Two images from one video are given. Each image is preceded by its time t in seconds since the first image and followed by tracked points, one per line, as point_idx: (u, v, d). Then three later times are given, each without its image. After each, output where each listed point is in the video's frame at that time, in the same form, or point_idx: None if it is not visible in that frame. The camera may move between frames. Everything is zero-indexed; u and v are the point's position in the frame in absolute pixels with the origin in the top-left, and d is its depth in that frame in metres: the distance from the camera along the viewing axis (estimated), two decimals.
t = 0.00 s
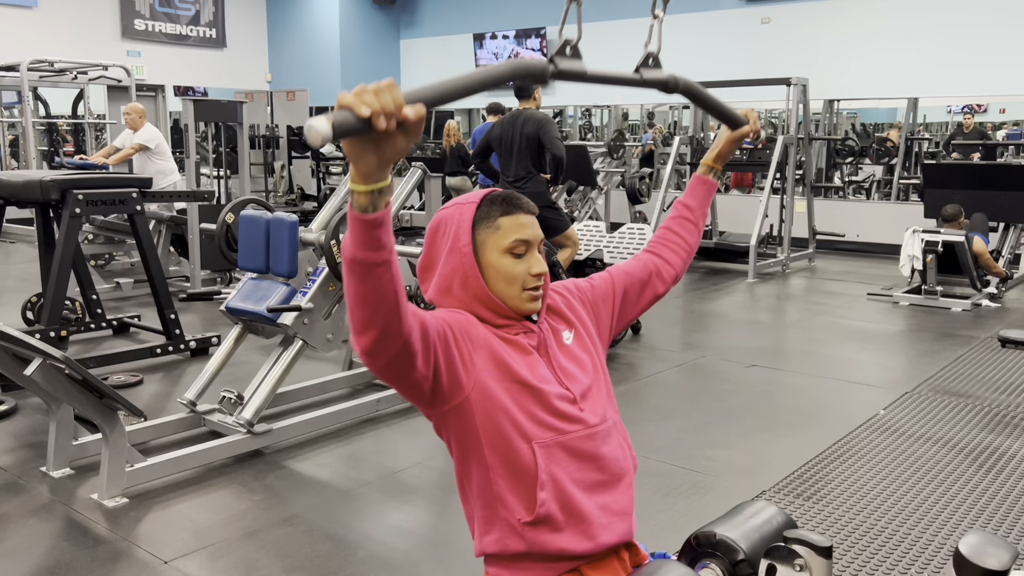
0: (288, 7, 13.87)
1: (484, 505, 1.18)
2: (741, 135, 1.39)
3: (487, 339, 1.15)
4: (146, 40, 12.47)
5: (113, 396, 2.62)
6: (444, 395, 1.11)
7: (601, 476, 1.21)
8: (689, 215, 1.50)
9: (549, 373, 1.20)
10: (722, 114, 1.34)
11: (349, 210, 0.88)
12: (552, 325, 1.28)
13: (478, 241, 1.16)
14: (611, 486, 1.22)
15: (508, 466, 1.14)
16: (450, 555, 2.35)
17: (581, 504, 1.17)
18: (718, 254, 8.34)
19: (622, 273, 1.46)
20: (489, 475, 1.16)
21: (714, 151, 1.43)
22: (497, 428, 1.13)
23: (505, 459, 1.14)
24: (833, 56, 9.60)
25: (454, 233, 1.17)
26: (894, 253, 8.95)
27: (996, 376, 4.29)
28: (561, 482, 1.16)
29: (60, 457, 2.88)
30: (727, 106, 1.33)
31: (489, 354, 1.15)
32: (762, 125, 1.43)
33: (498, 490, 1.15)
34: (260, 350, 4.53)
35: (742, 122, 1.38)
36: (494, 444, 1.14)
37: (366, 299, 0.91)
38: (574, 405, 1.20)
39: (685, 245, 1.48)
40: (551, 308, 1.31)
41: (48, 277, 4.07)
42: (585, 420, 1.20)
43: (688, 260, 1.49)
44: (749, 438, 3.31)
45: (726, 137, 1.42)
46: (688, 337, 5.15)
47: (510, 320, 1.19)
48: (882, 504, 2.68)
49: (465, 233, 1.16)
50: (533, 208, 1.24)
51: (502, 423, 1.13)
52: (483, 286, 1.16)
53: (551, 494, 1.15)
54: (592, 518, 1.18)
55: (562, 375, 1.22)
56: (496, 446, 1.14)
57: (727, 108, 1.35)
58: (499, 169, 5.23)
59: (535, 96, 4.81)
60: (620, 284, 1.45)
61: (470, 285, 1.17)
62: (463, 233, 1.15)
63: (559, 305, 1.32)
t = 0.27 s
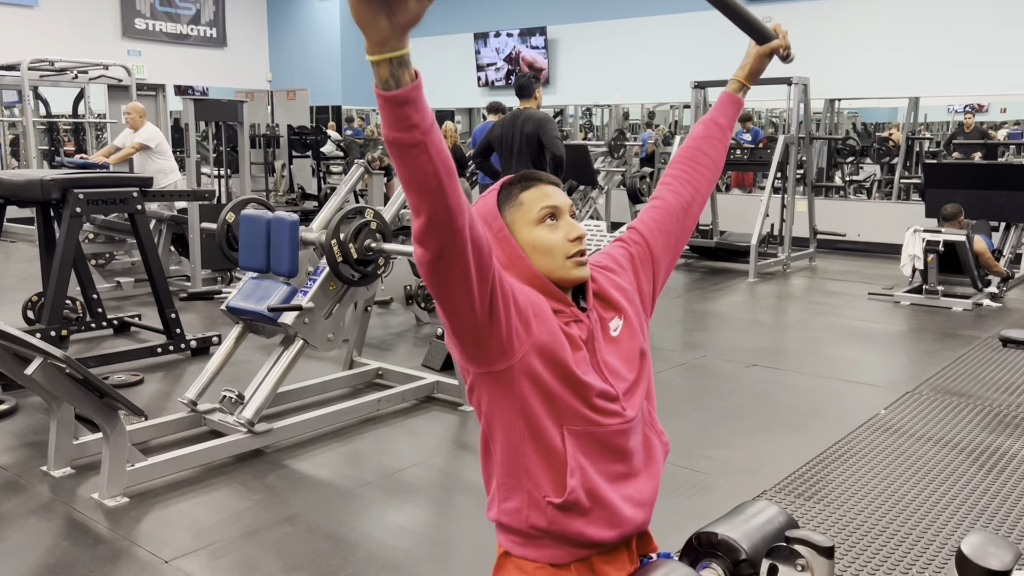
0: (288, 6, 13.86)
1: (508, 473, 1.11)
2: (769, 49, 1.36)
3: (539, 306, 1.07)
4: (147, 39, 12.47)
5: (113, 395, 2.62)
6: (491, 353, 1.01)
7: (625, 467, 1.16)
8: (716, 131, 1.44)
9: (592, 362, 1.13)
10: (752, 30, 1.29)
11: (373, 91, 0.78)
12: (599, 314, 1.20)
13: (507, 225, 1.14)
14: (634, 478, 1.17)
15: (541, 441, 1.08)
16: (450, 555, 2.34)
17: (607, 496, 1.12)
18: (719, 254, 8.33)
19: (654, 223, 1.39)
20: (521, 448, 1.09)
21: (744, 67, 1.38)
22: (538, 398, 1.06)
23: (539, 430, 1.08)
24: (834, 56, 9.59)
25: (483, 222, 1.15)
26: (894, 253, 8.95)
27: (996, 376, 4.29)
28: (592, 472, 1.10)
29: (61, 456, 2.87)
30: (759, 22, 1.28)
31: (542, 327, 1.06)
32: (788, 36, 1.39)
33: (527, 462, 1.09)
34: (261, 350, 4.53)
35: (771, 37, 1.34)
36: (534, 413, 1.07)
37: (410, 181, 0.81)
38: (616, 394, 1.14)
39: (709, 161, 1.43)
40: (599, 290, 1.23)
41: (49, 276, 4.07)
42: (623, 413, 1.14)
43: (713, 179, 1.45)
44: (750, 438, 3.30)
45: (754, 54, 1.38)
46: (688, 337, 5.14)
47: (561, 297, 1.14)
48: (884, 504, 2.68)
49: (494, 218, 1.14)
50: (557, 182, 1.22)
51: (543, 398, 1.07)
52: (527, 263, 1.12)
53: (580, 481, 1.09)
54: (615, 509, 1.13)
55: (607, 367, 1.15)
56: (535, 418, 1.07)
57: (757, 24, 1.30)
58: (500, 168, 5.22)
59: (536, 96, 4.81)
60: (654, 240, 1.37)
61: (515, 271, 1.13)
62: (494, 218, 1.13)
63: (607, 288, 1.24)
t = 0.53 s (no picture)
0: (289, 5, 13.86)
1: (516, 470, 1.11)
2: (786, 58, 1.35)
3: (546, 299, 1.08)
4: (148, 38, 12.47)
5: (114, 395, 2.62)
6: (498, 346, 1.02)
7: (633, 464, 1.15)
8: (726, 134, 1.44)
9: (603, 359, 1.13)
10: (770, 38, 1.29)
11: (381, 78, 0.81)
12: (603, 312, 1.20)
13: (502, 223, 1.15)
14: (643, 476, 1.16)
15: (550, 437, 1.08)
16: (451, 554, 2.34)
17: (617, 493, 1.11)
18: (720, 253, 8.32)
19: (662, 224, 1.39)
20: (529, 442, 1.09)
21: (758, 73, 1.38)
22: (547, 393, 1.06)
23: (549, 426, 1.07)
24: (835, 55, 9.58)
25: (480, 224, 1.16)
26: (895, 252, 8.94)
27: (998, 375, 4.28)
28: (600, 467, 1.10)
29: (61, 456, 2.87)
30: (778, 31, 1.27)
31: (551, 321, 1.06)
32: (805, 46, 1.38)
33: (534, 458, 1.09)
34: (262, 350, 4.53)
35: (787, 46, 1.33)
36: (543, 404, 1.07)
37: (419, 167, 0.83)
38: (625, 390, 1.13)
39: (719, 164, 1.43)
40: (602, 288, 1.24)
41: (49, 275, 4.07)
42: (633, 408, 1.13)
43: (720, 183, 1.44)
44: (751, 437, 3.30)
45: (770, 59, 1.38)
46: (689, 336, 5.14)
47: (565, 289, 1.14)
48: (886, 503, 2.67)
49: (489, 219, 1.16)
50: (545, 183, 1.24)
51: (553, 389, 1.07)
52: (526, 256, 1.13)
53: (590, 477, 1.08)
54: (624, 507, 1.12)
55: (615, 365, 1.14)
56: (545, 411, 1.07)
57: (774, 34, 1.30)
58: (501, 168, 5.22)
59: (536, 95, 4.81)
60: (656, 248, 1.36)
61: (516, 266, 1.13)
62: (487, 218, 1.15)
63: (607, 287, 1.24)
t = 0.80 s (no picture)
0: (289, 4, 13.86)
1: (507, 476, 1.15)
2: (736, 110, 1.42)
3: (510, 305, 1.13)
4: (149, 37, 12.46)
5: (115, 394, 2.62)
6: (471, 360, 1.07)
7: (618, 452, 1.20)
8: (684, 192, 1.49)
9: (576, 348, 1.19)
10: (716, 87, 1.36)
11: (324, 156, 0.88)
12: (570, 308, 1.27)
13: (467, 228, 1.19)
14: (628, 465, 1.21)
15: (535, 438, 1.12)
16: (452, 553, 2.34)
17: (606, 482, 1.16)
18: (721, 252, 8.32)
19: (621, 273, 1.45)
20: (512, 446, 1.13)
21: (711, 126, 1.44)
22: (523, 399, 1.11)
23: (532, 430, 1.12)
24: (836, 54, 9.57)
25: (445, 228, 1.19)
26: (896, 251, 8.92)
27: (999, 374, 4.28)
28: (586, 457, 1.14)
29: (62, 455, 2.87)
30: (721, 78, 1.35)
31: (517, 324, 1.12)
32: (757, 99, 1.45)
33: (523, 463, 1.13)
34: (262, 349, 4.53)
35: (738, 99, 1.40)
36: (521, 411, 1.11)
37: (355, 246, 0.90)
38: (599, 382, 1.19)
39: (679, 223, 1.49)
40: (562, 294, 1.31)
41: (50, 275, 4.07)
42: (608, 396, 1.19)
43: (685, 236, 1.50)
44: (752, 437, 3.30)
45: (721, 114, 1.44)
46: (690, 335, 5.14)
47: (526, 288, 1.19)
48: (887, 502, 2.67)
49: (454, 221, 1.19)
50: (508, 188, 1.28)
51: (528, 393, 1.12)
52: (490, 258, 1.17)
53: (578, 469, 1.13)
54: (613, 495, 1.17)
55: (589, 352, 1.21)
56: (524, 416, 1.11)
57: (721, 84, 1.37)
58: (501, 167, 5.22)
59: (536, 94, 4.81)
60: (613, 277, 1.44)
61: (479, 269, 1.18)
62: (454, 221, 1.18)
63: (569, 290, 1.32)
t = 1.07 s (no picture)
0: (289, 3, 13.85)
1: (488, 507, 1.16)
2: (709, 214, 1.45)
3: (476, 339, 1.17)
4: (149, 37, 12.46)
5: (115, 393, 2.61)
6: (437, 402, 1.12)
7: (603, 465, 1.20)
8: (662, 289, 1.53)
9: (548, 364, 1.22)
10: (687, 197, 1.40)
11: (313, 324, 0.92)
12: (547, 322, 1.31)
13: (440, 240, 1.21)
14: (613, 477, 1.22)
15: (510, 465, 1.14)
16: (453, 552, 2.34)
17: (586, 495, 1.17)
18: (722, 251, 8.32)
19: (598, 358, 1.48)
20: (489, 474, 1.15)
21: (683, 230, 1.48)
22: (493, 429, 1.15)
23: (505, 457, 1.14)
24: (836, 52, 9.56)
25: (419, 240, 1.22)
26: (897, 250, 8.92)
27: (999, 372, 4.28)
28: (564, 472, 1.15)
29: (62, 454, 2.87)
30: (692, 191, 1.40)
31: (479, 354, 1.16)
32: (729, 203, 1.48)
33: (501, 491, 1.14)
34: (263, 348, 4.53)
35: (710, 203, 1.44)
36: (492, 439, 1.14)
37: (331, 405, 0.95)
38: (573, 397, 1.21)
39: (658, 320, 1.52)
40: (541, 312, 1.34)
41: (51, 274, 4.07)
42: (582, 409, 1.21)
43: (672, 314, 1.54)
44: (752, 436, 3.30)
45: (694, 217, 1.48)
46: (690, 334, 5.14)
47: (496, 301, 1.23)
48: (887, 501, 2.67)
49: (428, 233, 1.21)
50: (487, 199, 1.29)
51: (499, 422, 1.15)
52: (460, 271, 1.20)
53: (555, 485, 1.14)
54: (596, 509, 1.17)
55: (562, 365, 1.24)
56: (495, 444, 1.14)
57: (694, 192, 1.41)
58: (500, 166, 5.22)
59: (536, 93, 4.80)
60: (601, 328, 1.47)
61: (450, 282, 1.21)
62: (428, 234, 1.20)
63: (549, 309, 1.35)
